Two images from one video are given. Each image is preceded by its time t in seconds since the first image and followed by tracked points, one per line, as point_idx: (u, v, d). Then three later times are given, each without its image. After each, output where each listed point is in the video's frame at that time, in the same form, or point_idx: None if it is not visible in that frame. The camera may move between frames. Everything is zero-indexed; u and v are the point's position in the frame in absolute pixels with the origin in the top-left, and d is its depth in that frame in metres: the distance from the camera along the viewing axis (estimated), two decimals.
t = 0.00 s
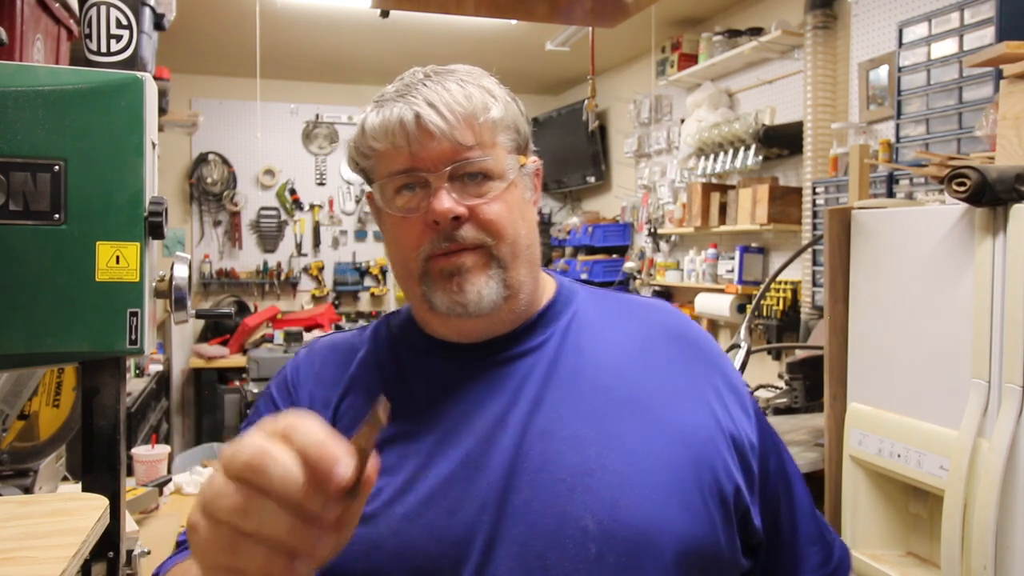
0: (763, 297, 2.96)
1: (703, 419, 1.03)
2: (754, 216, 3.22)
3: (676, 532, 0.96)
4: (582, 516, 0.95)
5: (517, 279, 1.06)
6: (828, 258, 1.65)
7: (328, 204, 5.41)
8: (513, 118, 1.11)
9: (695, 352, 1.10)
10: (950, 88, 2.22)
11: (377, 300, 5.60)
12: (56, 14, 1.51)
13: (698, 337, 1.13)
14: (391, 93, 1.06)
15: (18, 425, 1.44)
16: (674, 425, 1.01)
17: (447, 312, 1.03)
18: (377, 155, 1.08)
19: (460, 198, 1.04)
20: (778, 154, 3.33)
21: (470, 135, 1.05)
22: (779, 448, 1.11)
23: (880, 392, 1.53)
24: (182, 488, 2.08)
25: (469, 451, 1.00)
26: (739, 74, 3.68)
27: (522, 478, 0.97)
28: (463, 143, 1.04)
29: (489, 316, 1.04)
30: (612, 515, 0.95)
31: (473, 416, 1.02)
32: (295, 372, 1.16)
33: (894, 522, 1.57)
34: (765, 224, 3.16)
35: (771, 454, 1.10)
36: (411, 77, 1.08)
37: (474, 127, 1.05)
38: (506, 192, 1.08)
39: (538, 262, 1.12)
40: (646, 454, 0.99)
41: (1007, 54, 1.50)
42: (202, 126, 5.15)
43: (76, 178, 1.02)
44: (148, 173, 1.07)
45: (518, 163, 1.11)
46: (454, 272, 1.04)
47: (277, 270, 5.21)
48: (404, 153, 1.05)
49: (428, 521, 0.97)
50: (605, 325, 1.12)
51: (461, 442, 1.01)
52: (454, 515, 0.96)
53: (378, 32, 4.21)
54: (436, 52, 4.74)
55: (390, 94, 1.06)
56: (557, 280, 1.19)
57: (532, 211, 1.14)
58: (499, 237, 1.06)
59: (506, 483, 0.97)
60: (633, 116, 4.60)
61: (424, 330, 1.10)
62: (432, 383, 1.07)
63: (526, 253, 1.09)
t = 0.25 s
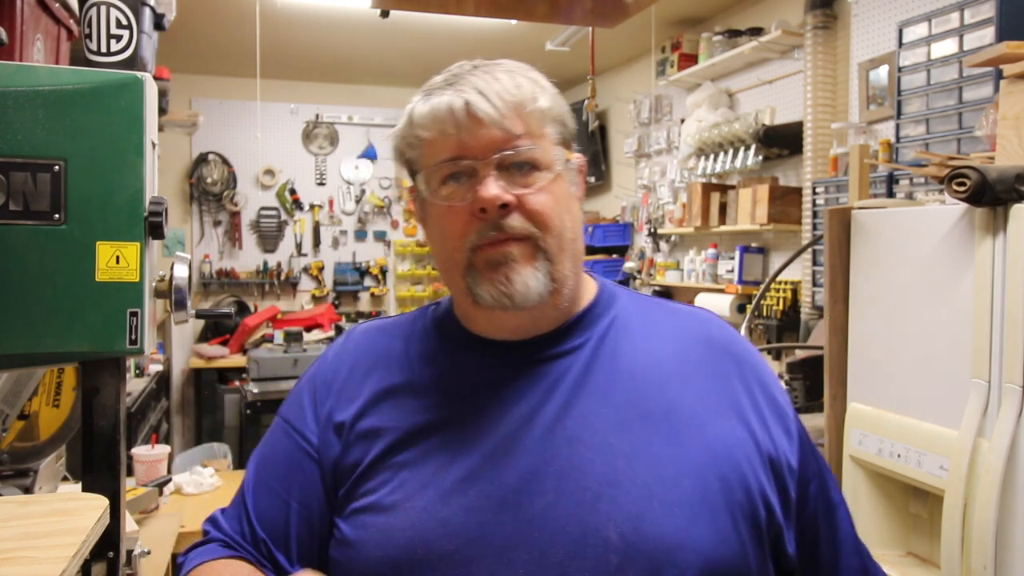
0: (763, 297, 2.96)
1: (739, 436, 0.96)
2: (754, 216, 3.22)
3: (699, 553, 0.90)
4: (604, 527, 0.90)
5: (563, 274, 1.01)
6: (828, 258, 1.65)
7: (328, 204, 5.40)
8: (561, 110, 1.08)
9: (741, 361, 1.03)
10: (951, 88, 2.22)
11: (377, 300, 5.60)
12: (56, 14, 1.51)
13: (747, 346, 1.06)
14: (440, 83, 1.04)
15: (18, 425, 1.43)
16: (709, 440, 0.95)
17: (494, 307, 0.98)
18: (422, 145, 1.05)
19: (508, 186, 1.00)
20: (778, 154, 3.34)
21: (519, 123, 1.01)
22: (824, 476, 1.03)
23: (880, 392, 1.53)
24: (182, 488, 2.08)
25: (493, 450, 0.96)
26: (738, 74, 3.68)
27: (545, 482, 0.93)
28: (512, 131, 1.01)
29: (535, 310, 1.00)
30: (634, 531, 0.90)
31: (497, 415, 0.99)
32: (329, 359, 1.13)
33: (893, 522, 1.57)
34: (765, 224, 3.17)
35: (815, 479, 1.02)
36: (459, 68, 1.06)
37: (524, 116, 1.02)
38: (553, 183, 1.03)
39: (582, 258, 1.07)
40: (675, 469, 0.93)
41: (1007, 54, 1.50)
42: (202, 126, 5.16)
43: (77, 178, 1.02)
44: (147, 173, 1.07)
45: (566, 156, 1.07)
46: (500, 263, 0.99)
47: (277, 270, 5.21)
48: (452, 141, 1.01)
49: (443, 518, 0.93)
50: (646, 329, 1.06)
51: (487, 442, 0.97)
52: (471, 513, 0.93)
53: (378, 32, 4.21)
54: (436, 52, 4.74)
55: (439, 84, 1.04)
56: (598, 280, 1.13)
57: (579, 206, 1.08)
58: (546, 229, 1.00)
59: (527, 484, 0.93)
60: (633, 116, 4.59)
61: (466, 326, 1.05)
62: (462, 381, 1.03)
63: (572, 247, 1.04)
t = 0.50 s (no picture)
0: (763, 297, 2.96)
1: (753, 440, 0.96)
2: (754, 216, 3.22)
3: (713, 560, 0.89)
4: (615, 533, 0.90)
5: (579, 276, 1.02)
6: (828, 258, 1.65)
7: (328, 204, 5.39)
8: (586, 111, 1.08)
9: (754, 364, 1.03)
10: (951, 88, 2.22)
11: (377, 300, 5.60)
12: (56, 14, 1.51)
13: (760, 348, 1.06)
14: (468, 71, 1.04)
15: (18, 425, 1.44)
16: (723, 444, 0.95)
17: (507, 306, 0.99)
18: (447, 132, 1.05)
19: (530, 184, 1.01)
20: (778, 154, 3.34)
21: (545, 118, 1.02)
22: (841, 478, 1.03)
23: (880, 392, 1.53)
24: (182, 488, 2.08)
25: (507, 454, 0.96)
26: (738, 74, 3.68)
27: (557, 487, 0.93)
28: (538, 126, 1.01)
29: (551, 312, 1.00)
30: (646, 537, 0.89)
31: (511, 420, 0.99)
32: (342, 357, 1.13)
33: (893, 522, 1.57)
34: (765, 225, 3.16)
35: (831, 483, 1.01)
36: (489, 58, 1.06)
37: (551, 112, 1.02)
38: (573, 184, 1.04)
39: (598, 260, 1.08)
40: (689, 474, 0.93)
41: (1007, 54, 1.50)
42: (202, 126, 5.15)
43: (76, 178, 1.02)
44: (147, 173, 1.07)
45: (588, 157, 1.08)
46: (515, 262, 1.00)
47: (277, 270, 5.21)
48: (477, 130, 1.02)
49: (456, 523, 0.93)
50: (661, 331, 1.06)
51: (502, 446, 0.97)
52: (486, 520, 0.92)
53: (378, 31, 4.21)
54: (436, 53, 4.74)
55: (467, 72, 1.04)
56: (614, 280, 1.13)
57: (596, 209, 1.09)
58: (561, 232, 1.02)
59: (542, 490, 0.93)
60: (633, 116, 4.59)
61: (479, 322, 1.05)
62: (477, 383, 1.02)
63: (587, 251, 1.05)
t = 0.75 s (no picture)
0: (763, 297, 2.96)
1: (761, 444, 0.96)
2: (754, 216, 3.22)
3: (727, 567, 0.89)
4: (628, 546, 0.89)
5: (560, 291, 1.01)
6: (828, 258, 1.65)
7: (328, 204, 5.39)
8: (558, 112, 1.05)
9: (756, 367, 1.03)
10: (951, 88, 2.22)
11: (377, 300, 5.60)
12: (56, 14, 1.51)
13: (762, 350, 1.06)
14: (428, 91, 1.02)
15: (18, 425, 1.44)
16: (732, 450, 0.95)
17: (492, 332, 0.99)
18: (415, 157, 1.04)
19: (496, 202, 1.00)
20: (778, 154, 3.34)
21: (507, 132, 0.99)
22: (850, 470, 1.04)
23: (880, 393, 1.53)
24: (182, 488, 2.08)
25: (516, 466, 0.94)
26: (738, 74, 3.68)
27: (567, 500, 0.92)
28: (498, 143, 0.99)
29: (531, 332, 0.99)
30: (660, 548, 0.89)
31: (517, 432, 0.97)
32: (342, 363, 1.10)
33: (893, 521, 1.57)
34: (765, 225, 3.16)
35: (839, 480, 1.02)
36: (450, 72, 1.03)
37: (512, 125, 0.99)
38: (548, 194, 1.02)
39: (587, 267, 1.06)
40: (700, 482, 0.92)
41: (1007, 54, 1.50)
42: (202, 126, 5.16)
43: (76, 178, 1.02)
44: (147, 174, 1.07)
45: (565, 162, 1.05)
46: (492, 284, 0.99)
47: (277, 270, 5.21)
48: (439, 155, 1.01)
49: (467, 538, 0.91)
50: (664, 337, 1.05)
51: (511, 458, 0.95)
52: (499, 535, 0.91)
53: (378, 32, 4.21)
54: (436, 53, 4.74)
55: (427, 93, 1.02)
56: (615, 283, 1.13)
57: (581, 213, 1.08)
58: (537, 248, 1.01)
59: (553, 504, 0.91)
60: (633, 116, 4.59)
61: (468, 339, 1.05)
62: (481, 394, 1.01)
63: (571, 259, 1.04)
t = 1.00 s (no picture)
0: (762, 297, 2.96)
1: (764, 441, 0.96)
2: (754, 216, 3.22)
3: (732, 565, 0.89)
4: (633, 545, 0.89)
5: (579, 286, 1.01)
6: (828, 257, 1.65)
7: (328, 204, 5.39)
8: (574, 110, 1.06)
9: (757, 364, 1.03)
10: (950, 88, 2.22)
11: (377, 300, 5.60)
12: (56, 14, 1.51)
13: (763, 347, 1.06)
14: (446, 84, 1.02)
15: (18, 425, 1.44)
16: (736, 447, 0.95)
17: (514, 325, 0.98)
18: (431, 150, 1.02)
19: (520, 194, 0.99)
20: (778, 154, 3.34)
21: (532, 126, 1.00)
22: (850, 467, 1.04)
23: (880, 392, 1.53)
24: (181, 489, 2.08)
25: (519, 468, 0.94)
26: (738, 74, 3.68)
27: (571, 501, 0.91)
28: (524, 135, 0.99)
29: (554, 328, 0.99)
30: (665, 547, 0.88)
31: (520, 434, 0.97)
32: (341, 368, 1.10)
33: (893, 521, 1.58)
34: (765, 225, 3.16)
35: (840, 476, 1.02)
36: (467, 67, 1.03)
37: (535, 118, 1.00)
38: (567, 189, 1.03)
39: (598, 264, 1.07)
40: (704, 480, 0.92)
41: (1007, 54, 1.50)
42: (202, 126, 5.16)
43: (76, 178, 1.02)
44: (147, 173, 1.07)
45: (580, 158, 1.06)
46: (516, 277, 0.99)
47: (276, 270, 5.21)
48: (461, 146, 1.00)
49: (470, 541, 0.91)
50: (665, 336, 1.05)
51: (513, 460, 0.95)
52: (504, 536, 0.91)
53: (378, 32, 4.21)
54: (436, 53, 4.74)
55: (445, 85, 1.02)
56: (613, 282, 1.13)
57: (592, 210, 1.09)
58: (560, 241, 1.01)
59: (557, 506, 0.91)
60: (633, 116, 4.59)
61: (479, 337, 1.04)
62: (482, 394, 1.01)
63: (585, 255, 1.04)
